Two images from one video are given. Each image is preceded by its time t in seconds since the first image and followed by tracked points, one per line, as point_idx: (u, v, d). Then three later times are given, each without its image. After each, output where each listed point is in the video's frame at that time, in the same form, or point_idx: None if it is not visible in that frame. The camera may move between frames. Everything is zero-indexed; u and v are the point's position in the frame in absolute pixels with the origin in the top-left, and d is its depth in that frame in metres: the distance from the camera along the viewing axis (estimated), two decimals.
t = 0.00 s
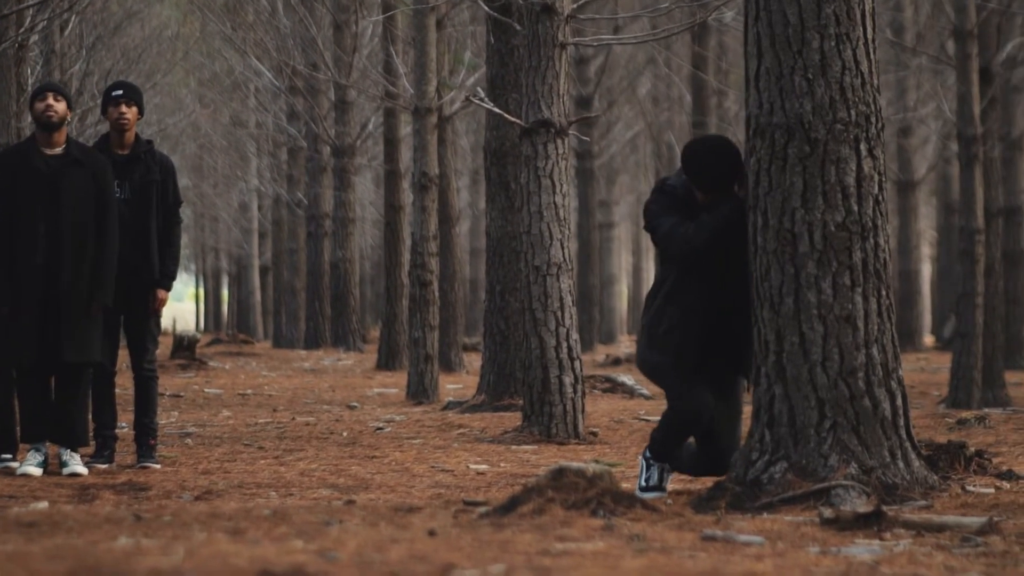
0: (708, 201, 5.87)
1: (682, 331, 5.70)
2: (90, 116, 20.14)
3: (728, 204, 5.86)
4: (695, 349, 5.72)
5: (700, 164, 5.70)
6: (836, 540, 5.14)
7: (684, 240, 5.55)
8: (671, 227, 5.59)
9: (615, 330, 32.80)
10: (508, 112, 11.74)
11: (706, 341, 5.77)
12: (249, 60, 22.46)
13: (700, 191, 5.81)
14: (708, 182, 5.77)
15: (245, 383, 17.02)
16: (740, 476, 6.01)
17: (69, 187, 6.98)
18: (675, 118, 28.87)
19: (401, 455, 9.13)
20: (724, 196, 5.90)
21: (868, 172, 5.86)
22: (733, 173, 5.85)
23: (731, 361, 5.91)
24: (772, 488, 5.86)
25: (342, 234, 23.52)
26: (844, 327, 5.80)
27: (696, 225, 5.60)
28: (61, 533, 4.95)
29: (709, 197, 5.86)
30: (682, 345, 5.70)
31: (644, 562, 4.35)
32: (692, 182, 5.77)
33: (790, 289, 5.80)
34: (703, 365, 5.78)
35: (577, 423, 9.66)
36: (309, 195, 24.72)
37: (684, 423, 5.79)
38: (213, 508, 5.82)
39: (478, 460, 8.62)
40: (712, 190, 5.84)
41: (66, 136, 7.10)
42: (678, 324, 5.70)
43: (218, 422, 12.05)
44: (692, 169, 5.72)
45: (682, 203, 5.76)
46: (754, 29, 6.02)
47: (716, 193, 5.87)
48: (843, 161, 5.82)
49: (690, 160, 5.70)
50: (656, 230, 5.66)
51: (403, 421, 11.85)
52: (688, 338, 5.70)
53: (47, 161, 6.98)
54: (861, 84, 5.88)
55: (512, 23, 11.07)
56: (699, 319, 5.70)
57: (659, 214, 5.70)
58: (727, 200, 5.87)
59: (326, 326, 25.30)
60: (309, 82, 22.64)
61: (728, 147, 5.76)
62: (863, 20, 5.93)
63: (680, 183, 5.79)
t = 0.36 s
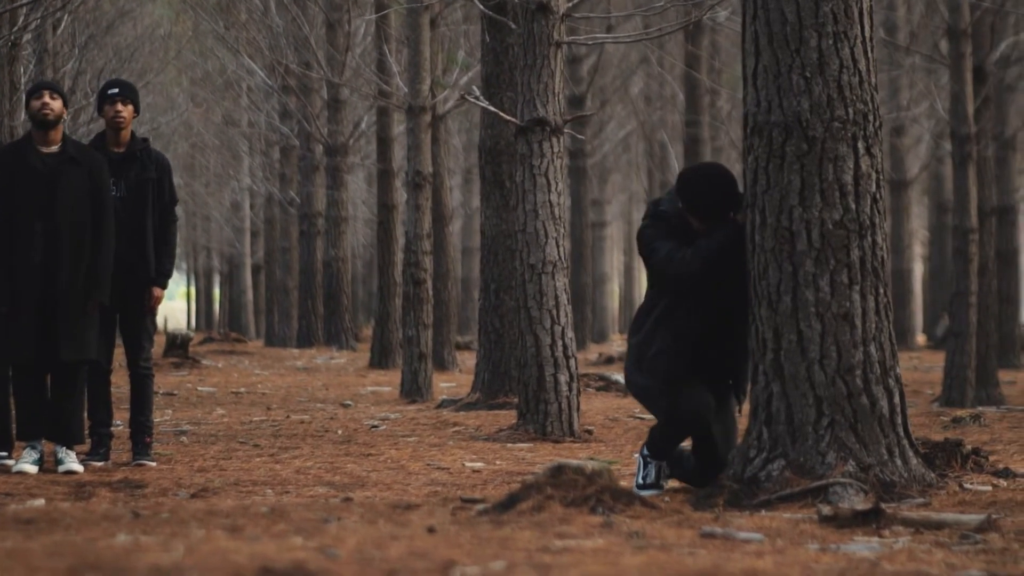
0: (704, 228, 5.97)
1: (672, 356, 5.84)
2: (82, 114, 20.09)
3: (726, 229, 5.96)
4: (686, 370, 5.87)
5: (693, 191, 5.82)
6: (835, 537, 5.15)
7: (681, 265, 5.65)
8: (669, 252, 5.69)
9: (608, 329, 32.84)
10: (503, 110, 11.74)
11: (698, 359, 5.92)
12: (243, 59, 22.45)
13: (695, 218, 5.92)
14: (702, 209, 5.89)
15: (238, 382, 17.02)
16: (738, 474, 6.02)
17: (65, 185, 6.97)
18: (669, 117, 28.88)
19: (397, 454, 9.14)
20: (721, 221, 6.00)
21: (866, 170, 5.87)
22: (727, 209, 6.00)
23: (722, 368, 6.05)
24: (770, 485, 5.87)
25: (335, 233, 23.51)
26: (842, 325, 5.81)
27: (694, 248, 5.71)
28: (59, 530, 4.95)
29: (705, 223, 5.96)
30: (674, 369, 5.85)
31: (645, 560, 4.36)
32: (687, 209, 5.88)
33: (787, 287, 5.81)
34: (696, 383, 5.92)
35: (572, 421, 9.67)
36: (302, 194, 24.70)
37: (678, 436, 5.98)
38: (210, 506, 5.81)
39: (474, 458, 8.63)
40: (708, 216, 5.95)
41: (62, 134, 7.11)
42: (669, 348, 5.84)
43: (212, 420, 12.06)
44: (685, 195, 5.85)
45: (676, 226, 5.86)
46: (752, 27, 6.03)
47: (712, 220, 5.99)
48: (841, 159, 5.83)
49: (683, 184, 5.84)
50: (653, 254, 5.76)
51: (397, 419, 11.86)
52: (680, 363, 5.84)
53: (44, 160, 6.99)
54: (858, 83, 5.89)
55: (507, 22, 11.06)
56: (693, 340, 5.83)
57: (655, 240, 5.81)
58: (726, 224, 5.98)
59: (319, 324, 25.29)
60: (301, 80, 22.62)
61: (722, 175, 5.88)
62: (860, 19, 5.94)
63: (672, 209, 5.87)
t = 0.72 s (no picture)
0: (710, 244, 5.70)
1: (663, 364, 5.80)
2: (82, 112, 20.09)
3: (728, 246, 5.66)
4: (682, 376, 5.82)
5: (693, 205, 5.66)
6: (843, 535, 5.15)
7: (672, 275, 5.58)
8: (665, 260, 5.63)
9: (607, 328, 32.84)
10: (505, 109, 11.75)
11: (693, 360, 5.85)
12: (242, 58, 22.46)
13: (696, 232, 5.70)
14: (703, 223, 5.65)
15: (238, 381, 17.03)
16: (744, 472, 6.04)
17: (67, 183, 6.99)
18: (667, 117, 28.90)
19: (399, 452, 9.14)
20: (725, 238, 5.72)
21: (872, 169, 5.88)
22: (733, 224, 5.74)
23: (725, 377, 5.91)
24: (776, 484, 5.89)
25: (334, 232, 23.52)
26: (848, 324, 5.81)
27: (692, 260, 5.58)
28: (65, 528, 4.96)
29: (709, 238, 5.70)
30: (665, 375, 5.80)
31: (654, 557, 4.36)
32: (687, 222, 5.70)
33: (793, 286, 5.84)
34: (696, 386, 5.84)
35: (574, 420, 9.67)
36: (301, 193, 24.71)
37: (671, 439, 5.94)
38: (215, 503, 5.82)
39: (477, 457, 8.64)
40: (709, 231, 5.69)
41: (66, 132, 7.13)
42: (662, 355, 5.80)
43: (213, 419, 12.06)
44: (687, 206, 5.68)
45: (675, 238, 5.75)
46: (757, 25, 6.04)
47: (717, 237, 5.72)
48: (847, 158, 5.84)
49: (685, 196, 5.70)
50: (650, 260, 5.71)
51: (399, 418, 11.86)
52: (672, 369, 5.80)
53: (45, 158, 7.00)
54: (864, 81, 5.89)
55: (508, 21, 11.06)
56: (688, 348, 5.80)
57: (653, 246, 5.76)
58: (727, 242, 5.67)
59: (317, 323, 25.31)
60: (299, 78, 22.64)
61: (722, 190, 5.67)
62: (866, 17, 5.94)
63: (671, 220, 5.77)
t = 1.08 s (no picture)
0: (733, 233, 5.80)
1: (674, 357, 5.84)
2: (90, 112, 20.09)
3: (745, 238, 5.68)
4: (693, 368, 5.84)
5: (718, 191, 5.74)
6: (861, 534, 5.15)
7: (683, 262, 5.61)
8: (678, 248, 5.66)
9: (614, 329, 32.87)
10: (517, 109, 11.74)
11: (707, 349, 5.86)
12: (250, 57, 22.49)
13: (720, 223, 5.78)
14: (725, 214, 5.76)
15: (248, 381, 17.07)
16: (760, 471, 6.04)
17: (79, 182, 7.02)
18: (676, 116, 28.85)
19: (412, 451, 9.15)
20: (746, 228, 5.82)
21: (887, 167, 5.87)
22: (755, 215, 5.81)
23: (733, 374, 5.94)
24: (791, 483, 5.89)
25: (342, 231, 23.56)
26: (862, 322, 5.81)
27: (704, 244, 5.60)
28: (81, 526, 4.98)
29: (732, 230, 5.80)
30: (676, 367, 5.84)
31: (673, 556, 4.36)
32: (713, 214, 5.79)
33: (808, 285, 5.83)
34: (707, 376, 5.85)
35: (587, 420, 9.68)
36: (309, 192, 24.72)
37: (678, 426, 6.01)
38: (230, 502, 5.83)
39: (490, 455, 8.65)
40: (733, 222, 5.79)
41: (79, 131, 7.14)
42: (673, 346, 5.84)
43: (225, 418, 12.08)
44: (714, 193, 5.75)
45: (697, 232, 5.79)
46: (773, 24, 6.04)
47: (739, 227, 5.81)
48: (862, 156, 5.84)
49: (709, 188, 5.79)
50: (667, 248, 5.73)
51: (411, 418, 11.86)
52: (681, 361, 5.83)
53: (57, 155, 7.02)
54: (879, 80, 5.89)
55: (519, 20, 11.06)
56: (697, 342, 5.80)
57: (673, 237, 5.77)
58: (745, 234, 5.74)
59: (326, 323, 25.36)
60: (308, 78, 22.67)
61: (744, 182, 5.72)
62: (882, 15, 5.93)
63: (697, 214, 5.81)
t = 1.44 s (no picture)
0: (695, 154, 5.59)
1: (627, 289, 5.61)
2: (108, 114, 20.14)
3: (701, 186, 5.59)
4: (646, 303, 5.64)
5: (678, 125, 5.54)
6: (884, 536, 5.14)
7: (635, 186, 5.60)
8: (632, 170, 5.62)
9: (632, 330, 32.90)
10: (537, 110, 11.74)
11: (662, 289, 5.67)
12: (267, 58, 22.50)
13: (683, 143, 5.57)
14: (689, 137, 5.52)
15: (266, 382, 17.11)
16: (782, 472, 6.03)
17: (101, 181, 7.03)
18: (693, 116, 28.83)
19: (432, 453, 9.16)
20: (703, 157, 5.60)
21: (910, 168, 5.86)
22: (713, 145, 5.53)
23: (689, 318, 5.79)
24: (814, 484, 5.88)
25: (359, 233, 23.59)
26: (885, 323, 5.80)
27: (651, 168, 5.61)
28: (104, 527, 5.00)
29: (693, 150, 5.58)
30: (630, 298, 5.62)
31: (698, 556, 4.36)
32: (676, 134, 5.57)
33: (830, 286, 5.84)
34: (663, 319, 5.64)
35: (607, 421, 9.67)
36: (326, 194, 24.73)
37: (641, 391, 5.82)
38: (252, 504, 5.85)
39: (510, 457, 8.65)
40: (706, 159, 5.66)
41: (100, 132, 7.17)
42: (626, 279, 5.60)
43: (244, 419, 12.11)
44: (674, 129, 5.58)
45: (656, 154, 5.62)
46: (795, 24, 6.03)
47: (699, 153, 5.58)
48: (884, 157, 5.82)
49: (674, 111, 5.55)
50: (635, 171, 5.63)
51: (430, 418, 11.87)
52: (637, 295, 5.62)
53: (79, 155, 7.05)
54: (901, 80, 5.88)
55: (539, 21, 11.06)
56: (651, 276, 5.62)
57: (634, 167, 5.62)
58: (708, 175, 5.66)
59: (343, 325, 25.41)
60: (325, 79, 22.68)
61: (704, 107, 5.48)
62: (904, 15, 5.91)
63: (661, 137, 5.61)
